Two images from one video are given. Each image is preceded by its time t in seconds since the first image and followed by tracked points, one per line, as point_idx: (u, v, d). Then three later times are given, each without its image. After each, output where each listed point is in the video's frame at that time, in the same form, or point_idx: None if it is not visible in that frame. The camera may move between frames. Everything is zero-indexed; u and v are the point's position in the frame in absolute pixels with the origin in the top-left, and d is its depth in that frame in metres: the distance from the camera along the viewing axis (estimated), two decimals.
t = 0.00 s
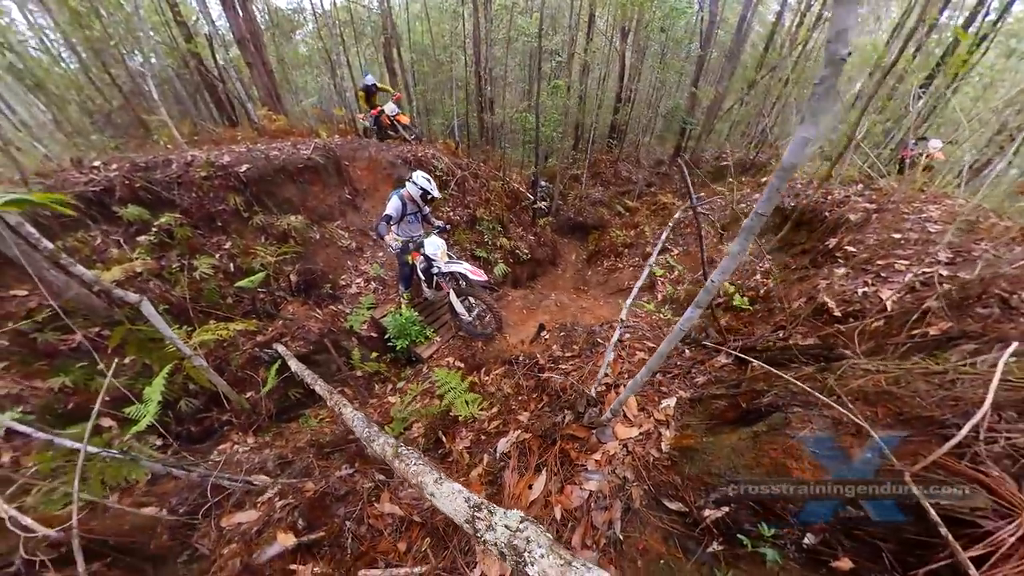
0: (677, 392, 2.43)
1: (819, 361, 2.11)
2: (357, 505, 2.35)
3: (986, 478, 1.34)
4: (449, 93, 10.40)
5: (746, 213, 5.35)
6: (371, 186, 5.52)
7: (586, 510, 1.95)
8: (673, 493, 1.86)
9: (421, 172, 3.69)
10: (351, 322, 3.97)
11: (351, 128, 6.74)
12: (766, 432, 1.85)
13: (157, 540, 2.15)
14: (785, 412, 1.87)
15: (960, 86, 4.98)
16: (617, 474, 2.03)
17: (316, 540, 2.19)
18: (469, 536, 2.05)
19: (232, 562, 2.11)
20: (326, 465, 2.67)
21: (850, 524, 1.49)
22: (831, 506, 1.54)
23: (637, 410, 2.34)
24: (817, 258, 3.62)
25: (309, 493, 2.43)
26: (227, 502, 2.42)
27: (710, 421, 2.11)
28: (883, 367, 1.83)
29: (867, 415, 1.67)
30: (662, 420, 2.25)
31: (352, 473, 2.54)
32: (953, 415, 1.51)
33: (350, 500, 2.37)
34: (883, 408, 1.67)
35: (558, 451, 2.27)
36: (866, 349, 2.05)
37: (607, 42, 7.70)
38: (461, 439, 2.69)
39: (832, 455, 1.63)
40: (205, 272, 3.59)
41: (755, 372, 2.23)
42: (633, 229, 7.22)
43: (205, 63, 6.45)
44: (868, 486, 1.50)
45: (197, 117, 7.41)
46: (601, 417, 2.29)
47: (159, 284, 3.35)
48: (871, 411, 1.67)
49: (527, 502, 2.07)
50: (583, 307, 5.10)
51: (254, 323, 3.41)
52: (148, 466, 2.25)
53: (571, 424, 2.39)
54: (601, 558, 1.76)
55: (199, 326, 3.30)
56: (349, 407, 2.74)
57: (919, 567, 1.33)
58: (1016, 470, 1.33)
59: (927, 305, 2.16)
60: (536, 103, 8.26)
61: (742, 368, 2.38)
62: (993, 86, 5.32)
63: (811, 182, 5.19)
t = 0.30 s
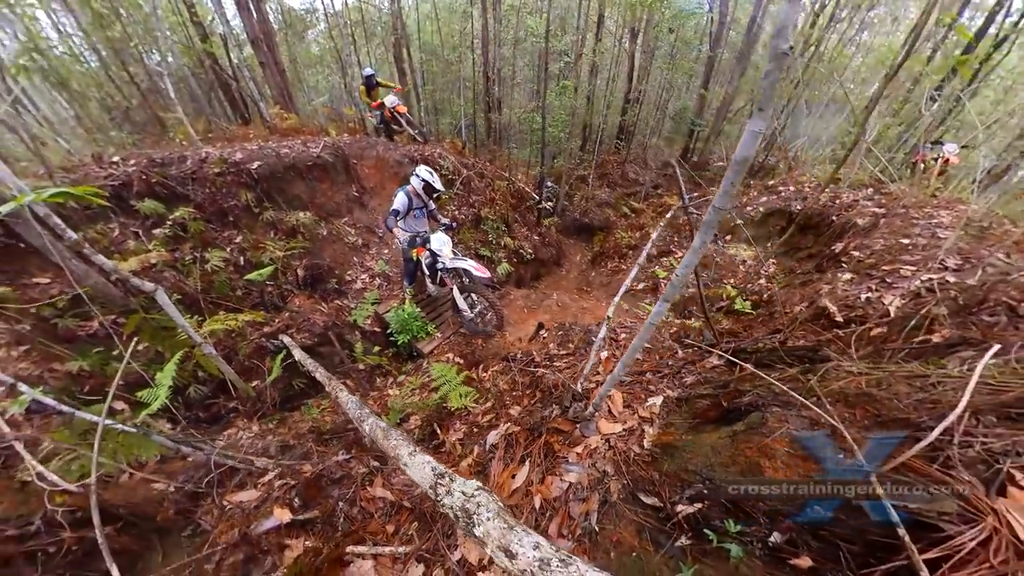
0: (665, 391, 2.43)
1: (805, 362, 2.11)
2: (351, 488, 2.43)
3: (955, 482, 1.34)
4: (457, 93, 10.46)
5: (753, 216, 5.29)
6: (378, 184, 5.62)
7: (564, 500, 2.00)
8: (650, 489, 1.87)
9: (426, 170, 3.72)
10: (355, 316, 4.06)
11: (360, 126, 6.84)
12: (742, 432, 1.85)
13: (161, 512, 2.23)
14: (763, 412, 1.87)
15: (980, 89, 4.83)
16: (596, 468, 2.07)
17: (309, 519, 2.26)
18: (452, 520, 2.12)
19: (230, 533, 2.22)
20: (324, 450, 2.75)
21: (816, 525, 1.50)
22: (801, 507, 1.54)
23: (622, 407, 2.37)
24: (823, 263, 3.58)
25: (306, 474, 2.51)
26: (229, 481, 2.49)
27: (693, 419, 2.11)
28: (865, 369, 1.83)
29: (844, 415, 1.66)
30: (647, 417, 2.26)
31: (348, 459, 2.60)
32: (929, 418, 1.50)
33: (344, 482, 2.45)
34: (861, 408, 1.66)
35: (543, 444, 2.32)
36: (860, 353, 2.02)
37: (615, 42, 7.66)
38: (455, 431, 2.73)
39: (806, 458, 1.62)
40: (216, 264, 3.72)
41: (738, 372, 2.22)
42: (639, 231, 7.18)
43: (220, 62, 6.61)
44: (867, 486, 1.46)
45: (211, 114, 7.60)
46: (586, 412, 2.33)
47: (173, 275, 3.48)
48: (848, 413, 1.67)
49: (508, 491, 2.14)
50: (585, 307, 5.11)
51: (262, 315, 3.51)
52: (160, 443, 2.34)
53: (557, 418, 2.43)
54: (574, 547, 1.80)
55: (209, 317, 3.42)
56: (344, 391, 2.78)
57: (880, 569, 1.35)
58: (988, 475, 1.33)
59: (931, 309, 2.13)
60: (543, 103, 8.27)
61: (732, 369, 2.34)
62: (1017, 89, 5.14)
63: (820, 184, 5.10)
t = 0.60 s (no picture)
0: (649, 392, 2.44)
1: (788, 367, 2.12)
2: (338, 475, 2.51)
3: (928, 499, 1.31)
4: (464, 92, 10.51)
5: (759, 219, 5.21)
6: (383, 182, 5.70)
7: (536, 495, 2.02)
8: (621, 490, 1.88)
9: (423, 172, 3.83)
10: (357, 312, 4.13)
11: (367, 124, 6.94)
12: (715, 436, 1.80)
13: (162, 490, 2.27)
14: (738, 416, 1.83)
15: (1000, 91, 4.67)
16: (570, 465, 2.08)
17: (297, 501, 2.33)
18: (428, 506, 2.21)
19: (221, 507, 2.26)
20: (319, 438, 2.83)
21: (778, 535, 1.47)
22: (767, 516, 1.51)
23: (603, 407, 2.41)
24: (828, 268, 3.51)
25: (298, 457, 2.59)
26: (227, 464, 2.56)
27: (672, 421, 2.09)
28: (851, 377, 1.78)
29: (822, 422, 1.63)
30: (626, 418, 2.28)
31: (339, 447, 2.69)
32: (908, 430, 1.44)
33: (333, 469, 2.54)
34: (840, 417, 1.61)
35: (522, 440, 2.35)
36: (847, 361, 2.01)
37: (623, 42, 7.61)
38: (445, 425, 2.77)
39: (776, 465, 1.56)
40: (224, 258, 3.82)
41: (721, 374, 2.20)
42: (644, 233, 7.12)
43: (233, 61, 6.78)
44: (866, 485, 1.40)
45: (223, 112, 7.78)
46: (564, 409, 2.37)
47: (181, 268, 3.58)
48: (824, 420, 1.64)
49: (483, 484, 2.19)
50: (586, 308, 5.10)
51: (265, 307, 3.60)
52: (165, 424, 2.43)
53: (537, 413, 2.47)
54: (541, 543, 1.82)
55: (216, 308, 3.51)
56: (334, 377, 3.00)
57: None
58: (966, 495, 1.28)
59: (931, 316, 2.09)
60: (550, 104, 8.26)
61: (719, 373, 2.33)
62: None
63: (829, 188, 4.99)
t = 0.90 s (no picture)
0: (630, 399, 2.38)
1: (771, 380, 2.08)
2: (322, 465, 2.56)
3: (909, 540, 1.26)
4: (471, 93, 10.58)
5: (766, 222, 5.10)
6: (387, 181, 5.75)
7: (501, 496, 2.03)
8: (584, 499, 1.87)
9: (421, 177, 3.83)
10: (356, 309, 4.17)
11: (374, 123, 7.01)
12: (683, 451, 1.78)
13: (158, 472, 2.32)
14: (709, 432, 1.79)
15: None
16: (539, 469, 2.08)
17: (280, 487, 2.41)
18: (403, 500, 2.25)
19: (207, 490, 2.35)
20: (310, 430, 2.87)
21: (732, 562, 1.45)
22: (724, 543, 1.48)
23: (580, 411, 2.38)
24: (834, 274, 3.41)
25: (285, 447, 2.65)
26: (221, 451, 2.62)
27: (648, 431, 2.05)
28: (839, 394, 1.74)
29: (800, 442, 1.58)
30: (602, 424, 2.24)
31: (326, 438, 2.75)
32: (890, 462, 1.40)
33: (318, 459, 2.59)
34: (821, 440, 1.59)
35: (496, 441, 2.35)
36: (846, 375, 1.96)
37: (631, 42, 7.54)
38: (429, 423, 2.77)
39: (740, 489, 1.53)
40: (230, 253, 3.90)
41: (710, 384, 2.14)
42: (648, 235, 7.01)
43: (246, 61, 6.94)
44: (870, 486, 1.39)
45: (233, 110, 7.94)
46: (540, 412, 2.33)
47: (187, 261, 3.67)
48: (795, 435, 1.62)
49: (455, 481, 2.23)
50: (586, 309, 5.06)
51: (267, 302, 3.67)
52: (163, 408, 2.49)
53: (514, 414, 2.46)
54: (502, 545, 1.85)
55: (220, 301, 3.59)
56: (317, 369, 3.03)
57: None
58: (948, 546, 1.22)
59: (943, 327, 2.00)
60: (557, 103, 8.21)
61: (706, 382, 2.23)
62: None
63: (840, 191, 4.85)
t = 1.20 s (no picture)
0: (612, 408, 2.30)
1: (756, 400, 1.98)
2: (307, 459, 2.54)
3: None
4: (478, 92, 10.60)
5: (773, 226, 4.97)
6: (391, 179, 5.80)
7: (469, 501, 2.01)
8: (547, 512, 1.85)
9: (416, 167, 3.87)
10: (356, 306, 4.20)
11: (380, 122, 7.07)
12: (651, 472, 1.73)
13: (153, 460, 2.37)
14: (680, 454, 1.74)
15: None
16: (509, 477, 2.06)
17: (264, 478, 2.42)
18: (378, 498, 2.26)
19: (193, 477, 2.38)
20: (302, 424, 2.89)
21: None
22: None
23: (558, 419, 2.33)
24: (843, 282, 3.30)
25: (273, 440, 2.66)
26: (215, 442, 2.65)
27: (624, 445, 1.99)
28: (837, 421, 1.63)
29: (774, 477, 1.53)
30: (579, 434, 2.19)
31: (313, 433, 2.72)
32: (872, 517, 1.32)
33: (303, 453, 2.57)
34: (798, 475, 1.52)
35: (472, 445, 2.34)
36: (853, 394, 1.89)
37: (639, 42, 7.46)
38: (418, 422, 2.77)
39: (701, 524, 1.47)
40: (235, 248, 3.96)
41: (695, 399, 2.07)
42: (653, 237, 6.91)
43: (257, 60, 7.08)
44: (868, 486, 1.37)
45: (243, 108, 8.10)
46: (517, 417, 2.29)
47: (192, 256, 3.74)
48: (771, 465, 1.57)
49: (428, 482, 2.22)
50: (586, 311, 5.01)
51: (268, 297, 3.72)
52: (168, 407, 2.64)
53: (492, 418, 2.43)
54: (464, 551, 1.83)
55: (223, 295, 3.65)
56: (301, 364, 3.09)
57: None
58: None
59: (958, 341, 1.92)
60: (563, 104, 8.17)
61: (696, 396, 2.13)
62: None
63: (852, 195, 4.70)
